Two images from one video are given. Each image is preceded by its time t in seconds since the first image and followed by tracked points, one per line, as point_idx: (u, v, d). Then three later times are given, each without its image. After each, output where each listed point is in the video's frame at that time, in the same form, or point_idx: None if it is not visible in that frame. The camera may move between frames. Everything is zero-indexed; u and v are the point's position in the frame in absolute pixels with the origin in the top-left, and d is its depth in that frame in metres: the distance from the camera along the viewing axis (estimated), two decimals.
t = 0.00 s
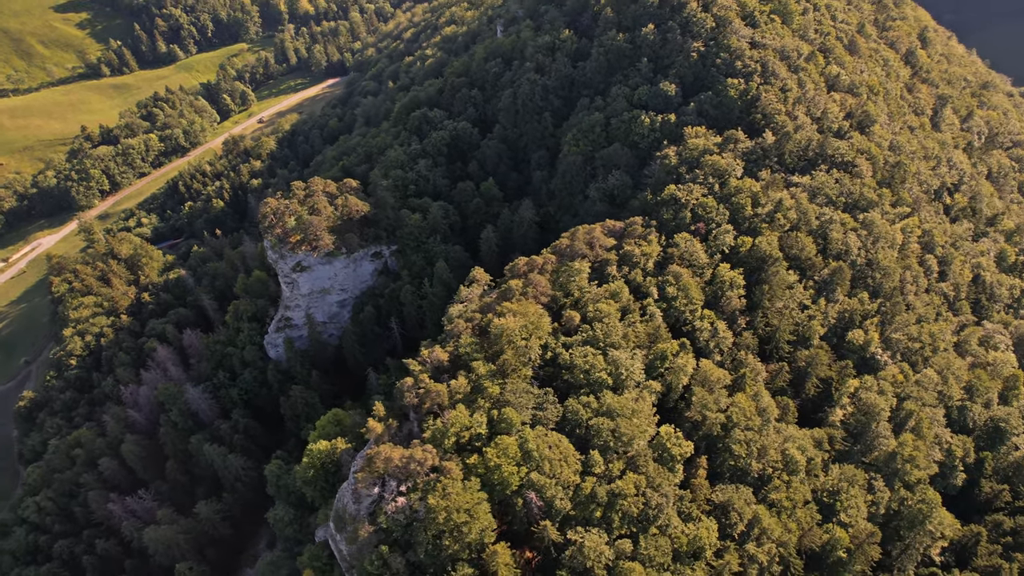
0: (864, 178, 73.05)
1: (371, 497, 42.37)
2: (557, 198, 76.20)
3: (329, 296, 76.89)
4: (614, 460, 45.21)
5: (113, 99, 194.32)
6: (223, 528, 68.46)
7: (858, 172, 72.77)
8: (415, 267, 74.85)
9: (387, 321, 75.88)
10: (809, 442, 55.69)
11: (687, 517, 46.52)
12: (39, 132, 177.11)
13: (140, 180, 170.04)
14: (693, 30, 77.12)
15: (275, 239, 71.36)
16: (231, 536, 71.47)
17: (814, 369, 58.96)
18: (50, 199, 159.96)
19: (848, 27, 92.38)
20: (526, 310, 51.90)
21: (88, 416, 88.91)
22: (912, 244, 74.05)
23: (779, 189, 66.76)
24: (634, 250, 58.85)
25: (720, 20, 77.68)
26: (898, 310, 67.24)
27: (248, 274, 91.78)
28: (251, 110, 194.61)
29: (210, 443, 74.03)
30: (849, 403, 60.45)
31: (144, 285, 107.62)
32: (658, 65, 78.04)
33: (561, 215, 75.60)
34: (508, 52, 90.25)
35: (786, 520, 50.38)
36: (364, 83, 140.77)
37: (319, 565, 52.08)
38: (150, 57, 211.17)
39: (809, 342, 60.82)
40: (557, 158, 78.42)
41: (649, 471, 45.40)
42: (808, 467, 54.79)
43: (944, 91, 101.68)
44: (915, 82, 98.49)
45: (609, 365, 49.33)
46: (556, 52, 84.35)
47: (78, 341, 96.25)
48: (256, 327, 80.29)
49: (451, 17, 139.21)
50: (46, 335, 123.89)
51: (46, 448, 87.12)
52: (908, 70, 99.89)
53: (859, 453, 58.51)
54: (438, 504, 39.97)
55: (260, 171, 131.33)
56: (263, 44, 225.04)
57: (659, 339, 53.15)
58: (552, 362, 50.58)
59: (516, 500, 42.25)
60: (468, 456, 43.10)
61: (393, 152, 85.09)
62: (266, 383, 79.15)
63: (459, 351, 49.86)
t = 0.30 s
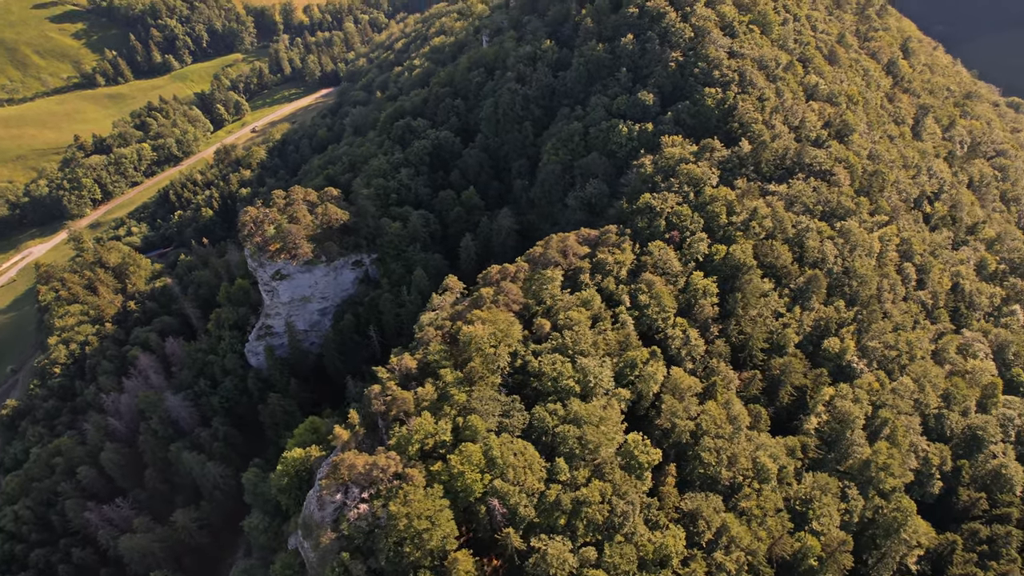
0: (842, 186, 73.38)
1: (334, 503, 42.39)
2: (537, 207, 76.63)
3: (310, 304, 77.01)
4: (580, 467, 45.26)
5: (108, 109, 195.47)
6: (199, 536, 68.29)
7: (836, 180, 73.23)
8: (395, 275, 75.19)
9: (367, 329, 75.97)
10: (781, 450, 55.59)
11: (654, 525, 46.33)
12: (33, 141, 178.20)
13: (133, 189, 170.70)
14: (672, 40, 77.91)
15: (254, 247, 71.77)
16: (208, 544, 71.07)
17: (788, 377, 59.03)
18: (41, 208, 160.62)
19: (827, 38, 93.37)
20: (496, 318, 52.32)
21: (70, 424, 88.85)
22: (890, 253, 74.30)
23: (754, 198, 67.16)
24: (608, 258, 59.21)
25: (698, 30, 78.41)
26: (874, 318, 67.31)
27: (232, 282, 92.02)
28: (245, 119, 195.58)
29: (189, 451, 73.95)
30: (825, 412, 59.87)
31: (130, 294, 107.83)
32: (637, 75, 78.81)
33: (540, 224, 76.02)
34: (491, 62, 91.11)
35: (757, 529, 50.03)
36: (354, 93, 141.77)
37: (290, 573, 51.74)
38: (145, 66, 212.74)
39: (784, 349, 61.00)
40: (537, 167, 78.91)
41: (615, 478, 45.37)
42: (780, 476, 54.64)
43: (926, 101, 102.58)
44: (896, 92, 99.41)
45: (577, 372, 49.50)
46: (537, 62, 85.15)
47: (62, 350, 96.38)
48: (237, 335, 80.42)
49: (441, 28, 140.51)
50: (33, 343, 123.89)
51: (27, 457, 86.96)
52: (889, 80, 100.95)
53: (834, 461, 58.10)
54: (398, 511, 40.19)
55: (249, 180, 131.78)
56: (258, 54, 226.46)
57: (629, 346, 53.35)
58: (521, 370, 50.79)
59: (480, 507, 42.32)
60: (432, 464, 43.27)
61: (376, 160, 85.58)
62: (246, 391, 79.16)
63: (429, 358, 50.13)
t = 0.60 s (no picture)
0: (820, 195, 73.62)
1: (297, 511, 42.73)
2: (516, 216, 77.25)
3: (290, 313, 77.12)
4: (546, 476, 45.13)
5: (101, 118, 196.67)
6: (175, 545, 68.29)
7: (814, 189, 73.49)
8: (374, 284, 75.58)
9: (346, 338, 76.08)
10: (753, 459, 55.48)
11: (621, 534, 46.14)
12: (26, 151, 179.07)
13: (125, 198, 171.39)
14: (651, 50, 78.54)
15: (233, 256, 72.27)
16: (184, 553, 70.79)
17: (761, 385, 59.13)
18: (32, 217, 161.13)
19: (808, 48, 94.17)
20: (465, 326, 52.71)
21: (52, 433, 88.75)
22: (868, 261, 74.40)
23: (729, 207, 67.50)
24: (581, 266, 59.47)
25: (677, 40, 79.06)
26: (850, 326, 67.43)
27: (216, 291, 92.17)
28: (239, 129, 196.42)
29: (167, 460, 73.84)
30: (799, 421, 59.76)
31: (116, 302, 107.92)
32: (616, 85, 79.52)
33: (519, 233, 76.53)
34: (474, 72, 91.88)
35: (726, 538, 49.70)
36: (344, 103, 142.65)
37: None
38: (140, 77, 214.15)
39: (758, 358, 61.22)
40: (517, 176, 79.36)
41: (581, 486, 45.30)
42: (752, 485, 54.45)
43: (907, 110, 103.35)
44: (878, 102, 100.17)
45: (544, 380, 49.52)
46: (518, 72, 85.88)
47: (46, 358, 96.43)
48: (218, 344, 80.48)
49: (431, 38, 141.66)
50: (19, 352, 123.73)
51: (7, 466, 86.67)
52: (871, 90, 101.74)
53: (808, 470, 57.90)
54: (359, 519, 40.25)
55: (239, 189, 132.19)
56: (253, 65, 227.79)
57: (599, 355, 53.49)
58: (490, 378, 50.89)
59: (442, 515, 42.36)
60: (396, 472, 43.40)
61: (359, 169, 85.95)
62: (226, 399, 79.15)
63: (396, 367, 50.38)
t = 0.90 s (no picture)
0: (796, 207, 73.94)
1: (256, 522, 42.83)
2: (494, 227, 77.73)
3: (269, 324, 76.88)
4: (508, 487, 45.01)
5: (95, 130, 198.08)
6: (148, 558, 68.51)
7: (790, 201, 73.80)
8: (352, 295, 75.85)
9: (324, 349, 76.04)
10: (724, 471, 55.32)
11: (585, 546, 45.90)
12: (18, 162, 180.02)
13: (116, 209, 172.14)
14: (628, 63, 79.23)
15: (210, 266, 72.25)
16: (157, 566, 70.82)
17: (733, 397, 59.17)
18: (23, 228, 161.69)
19: (788, 61, 94.94)
20: (432, 336, 52.88)
21: (31, 445, 88.49)
22: (846, 273, 74.46)
23: (703, 219, 67.88)
24: (552, 277, 59.67)
25: (655, 53, 79.76)
26: (825, 338, 67.42)
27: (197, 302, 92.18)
28: (231, 141, 196.80)
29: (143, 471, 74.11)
30: (772, 432, 59.55)
31: (100, 313, 107.95)
32: (594, 97, 80.19)
33: (497, 245, 77.00)
34: (455, 85, 92.70)
35: (694, 551, 49.14)
36: (334, 114, 143.61)
37: None
38: (134, 88, 215.50)
39: (730, 369, 61.23)
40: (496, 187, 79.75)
41: (544, 498, 45.11)
42: (723, 497, 54.23)
43: (888, 122, 104.07)
44: (858, 113, 100.92)
45: (510, 392, 49.51)
46: (498, 84, 86.55)
47: (28, 369, 96.31)
48: (196, 355, 80.35)
49: (420, 50, 142.77)
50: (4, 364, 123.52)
51: None
52: (851, 102, 102.50)
53: (780, 482, 57.61)
54: (317, 530, 40.25)
55: (227, 201, 132.65)
56: (247, 77, 229.64)
57: (567, 366, 53.46)
58: (456, 389, 50.95)
59: (402, 527, 42.32)
60: (356, 484, 43.45)
61: (339, 181, 86.22)
62: (205, 411, 78.93)
63: (362, 378, 50.34)
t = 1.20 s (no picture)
0: (774, 220, 74.34)
1: (217, 535, 42.93)
2: (473, 241, 78.13)
3: (248, 337, 76.44)
4: (472, 501, 44.74)
5: (89, 143, 199.42)
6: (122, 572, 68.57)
7: (767, 214, 74.15)
8: (331, 308, 75.88)
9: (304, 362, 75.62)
10: (695, 485, 55.04)
11: (550, 561, 45.48)
12: (12, 175, 181.02)
13: (108, 222, 172.81)
14: (607, 77, 80.07)
15: (189, 279, 72.58)
16: None
17: (705, 410, 59.01)
18: (14, 240, 162.19)
19: (768, 75, 95.84)
20: (401, 350, 53.13)
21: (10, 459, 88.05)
22: (824, 285, 74.59)
23: (678, 232, 68.25)
24: (524, 290, 59.97)
25: (633, 67, 80.52)
26: (801, 350, 67.34)
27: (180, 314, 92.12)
28: (225, 154, 197.61)
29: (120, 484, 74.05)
30: (747, 445, 59.06)
31: (85, 326, 107.83)
32: (573, 111, 80.91)
33: (476, 258, 77.33)
34: (438, 99, 93.59)
35: (663, 566, 48.72)
36: (324, 128, 144.57)
37: None
38: (129, 102, 217.33)
39: (704, 382, 61.15)
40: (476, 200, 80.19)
41: (509, 512, 44.76)
42: (694, 511, 53.86)
43: (870, 136, 104.83)
44: (840, 127, 101.63)
45: (477, 405, 49.54)
46: (480, 98, 87.37)
47: (10, 382, 96.09)
48: (176, 368, 80.21)
49: (410, 65, 144.09)
50: None
51: None
52: (833, 116, 103.32)
53: (755, 496, 57.13)
54: (275, 544, 40.26)
55: (216, 214, 133.12)
56: (242, 91, 231.51)
57: (537, 380, 53.43)
58: (424, 403, 50.92)
59: (363, 541, 42.13)
60: (318, 497, 43.33)
61: (322, 194, 86.71)
62: (184, 424, 78.59)
63: (331, 391, 50.61)
